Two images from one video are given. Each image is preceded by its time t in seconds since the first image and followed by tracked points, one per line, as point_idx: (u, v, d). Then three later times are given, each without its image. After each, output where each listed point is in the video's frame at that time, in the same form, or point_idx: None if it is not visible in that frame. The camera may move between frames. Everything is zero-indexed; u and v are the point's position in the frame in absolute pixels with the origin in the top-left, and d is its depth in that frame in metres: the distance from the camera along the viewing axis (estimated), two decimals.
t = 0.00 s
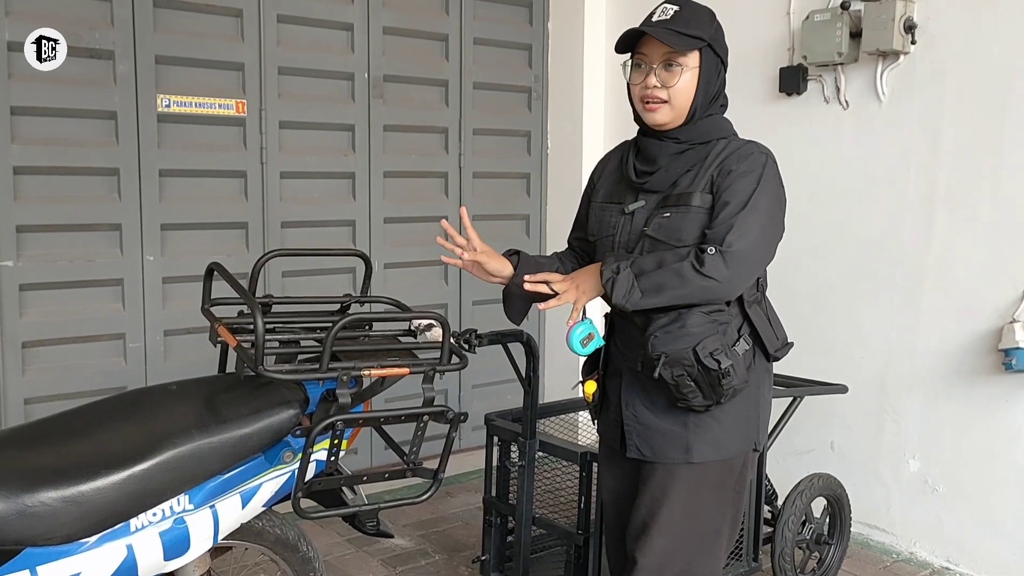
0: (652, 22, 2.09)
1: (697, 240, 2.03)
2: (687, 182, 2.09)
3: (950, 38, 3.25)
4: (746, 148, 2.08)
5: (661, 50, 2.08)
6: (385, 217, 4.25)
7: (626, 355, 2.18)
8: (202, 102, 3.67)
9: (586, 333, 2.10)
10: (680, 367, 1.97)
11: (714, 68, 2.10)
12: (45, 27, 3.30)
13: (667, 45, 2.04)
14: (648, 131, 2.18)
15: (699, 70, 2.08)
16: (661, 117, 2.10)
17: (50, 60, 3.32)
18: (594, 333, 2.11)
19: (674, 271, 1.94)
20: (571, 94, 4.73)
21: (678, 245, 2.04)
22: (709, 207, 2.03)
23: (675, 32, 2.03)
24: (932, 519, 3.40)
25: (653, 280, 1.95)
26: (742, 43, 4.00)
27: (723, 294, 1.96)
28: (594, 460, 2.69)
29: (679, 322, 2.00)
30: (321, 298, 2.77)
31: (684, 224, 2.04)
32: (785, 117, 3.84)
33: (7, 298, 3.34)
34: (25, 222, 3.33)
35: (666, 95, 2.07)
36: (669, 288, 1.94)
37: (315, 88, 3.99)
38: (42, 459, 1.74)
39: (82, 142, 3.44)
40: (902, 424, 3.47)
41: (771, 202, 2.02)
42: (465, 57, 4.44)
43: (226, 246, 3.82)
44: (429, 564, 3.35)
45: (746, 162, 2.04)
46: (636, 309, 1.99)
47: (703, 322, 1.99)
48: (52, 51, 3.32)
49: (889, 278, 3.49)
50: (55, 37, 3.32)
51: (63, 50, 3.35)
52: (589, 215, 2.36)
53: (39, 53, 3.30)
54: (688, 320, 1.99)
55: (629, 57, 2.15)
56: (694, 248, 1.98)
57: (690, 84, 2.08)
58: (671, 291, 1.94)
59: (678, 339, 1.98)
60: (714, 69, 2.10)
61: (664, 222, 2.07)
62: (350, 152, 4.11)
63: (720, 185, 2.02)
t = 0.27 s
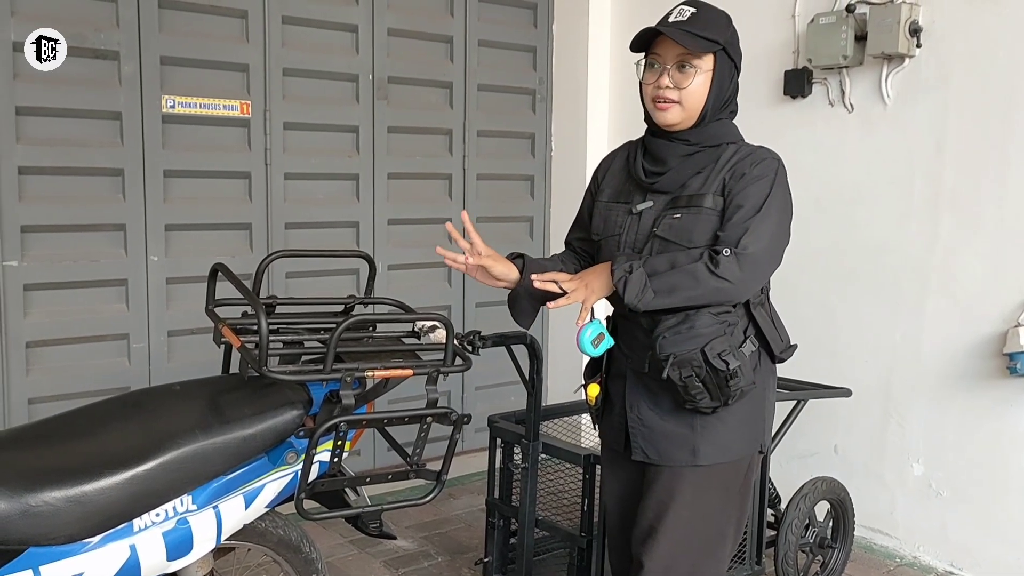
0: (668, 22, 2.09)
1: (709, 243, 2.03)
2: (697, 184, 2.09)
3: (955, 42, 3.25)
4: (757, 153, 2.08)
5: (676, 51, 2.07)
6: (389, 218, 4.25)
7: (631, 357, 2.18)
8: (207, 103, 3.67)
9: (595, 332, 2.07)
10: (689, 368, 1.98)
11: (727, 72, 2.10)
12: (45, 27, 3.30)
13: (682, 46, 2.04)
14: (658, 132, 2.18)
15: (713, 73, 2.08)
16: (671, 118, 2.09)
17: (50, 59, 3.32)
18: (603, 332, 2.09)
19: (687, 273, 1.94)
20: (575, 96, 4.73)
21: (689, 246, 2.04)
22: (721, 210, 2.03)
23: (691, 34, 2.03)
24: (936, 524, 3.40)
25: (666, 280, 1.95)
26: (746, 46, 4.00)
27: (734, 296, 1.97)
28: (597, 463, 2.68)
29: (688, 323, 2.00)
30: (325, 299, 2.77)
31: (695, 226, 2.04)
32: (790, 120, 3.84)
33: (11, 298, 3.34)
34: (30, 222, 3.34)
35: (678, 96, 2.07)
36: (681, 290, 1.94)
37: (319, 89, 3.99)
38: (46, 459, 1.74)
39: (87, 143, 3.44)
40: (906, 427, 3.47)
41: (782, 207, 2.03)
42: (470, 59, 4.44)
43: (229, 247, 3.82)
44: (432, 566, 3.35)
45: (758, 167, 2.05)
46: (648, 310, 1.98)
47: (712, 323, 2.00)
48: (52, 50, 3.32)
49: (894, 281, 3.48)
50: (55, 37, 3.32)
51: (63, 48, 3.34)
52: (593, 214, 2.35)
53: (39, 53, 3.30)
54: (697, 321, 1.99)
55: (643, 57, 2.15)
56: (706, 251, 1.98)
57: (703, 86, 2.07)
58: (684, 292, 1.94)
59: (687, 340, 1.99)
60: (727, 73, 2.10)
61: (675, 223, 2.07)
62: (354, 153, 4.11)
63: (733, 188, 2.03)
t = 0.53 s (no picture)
0: (674, 22, 2.08)
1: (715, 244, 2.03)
2: (705, 184, 2.08)
3: (960, 43, 3.24)
4: (764, 154, 2.08)
5: (681, 50, 2.07)
6: (393, 218, 4.25)
7: (635, 357, 2.17)
8: (211, 102, 3.68)
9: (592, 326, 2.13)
10: (695, 369, 1.97)
11: (733, 72, 2.09)
12: (46, 27, 3.30)
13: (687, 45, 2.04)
14: (664, 132, 2.18)
15: (719, 72, 2.07)
16: (676, 117, 2.09)
17: (50, 60, 3.32)
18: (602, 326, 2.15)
19: (692, 273, 1.95)
20: (580, 96, 4.72)
21: (696, 247, 2.04)
22: (727, 211, 2.03)
23: (697, 33, 2.03)
24: (939, 526, 3.39)
25: (670, 280, 1.96)
26: (751, 46, 4.00)
27: (740, 298, 1.97)
28: (600, 463, 2.68)
29: (693, 323, 2.00)
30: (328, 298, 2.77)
31: (701, 226, 2.03)
32: (794, 121, 3.83)
33: (16, 296, 3.34)
34: (34, 220, 3.34)
35: (683, 95, 2.07)
36: (686, 290, 1.95)
37: (323, 89, 3.99)
38: (50, 457, 1.75)
39: (91, 142, 3.45)
40: (910, 429, 3.46)
41: (788, 209, 2.02)
42: (474, 59, 4.44)
43: (233, 246, 3.83)
44: (434, 565, 3.35)
45: (765, 169, 2.04)
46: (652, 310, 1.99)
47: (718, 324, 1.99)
48: (52, 51, 3.32)
49: (898, 282, 3.48)
50: (55, 38, 3.32)
51: (60, 55, 3.34)
52: (601, 215, 2.35)
53: (38, 54, 3.29)
54: (703, 322, 2.00)
55: (649, 56, 2.15)
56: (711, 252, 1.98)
57: (709, 85, 2.07)
58: (689, 293, 1.94)
59: (693, 341, 1.98)
60: (733, 72, 2.09)
61: (681, 224, 2.06)
62: (358, 152, 4.11)
63: (741, 190, 2.02)
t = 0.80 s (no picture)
0: (676, 20, 2.08)
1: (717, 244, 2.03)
2: (706, 185, 2.08)
3: (962, 44, 3.24)
4: (763, 152, 2.08)
5: (684, 49, 2.07)
6: (396, 219, 4.25)
7: (641, 360, 2.17)
8: (214, 104, 3.68)
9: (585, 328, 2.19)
10: (700, 372, 1.97)
11: (736, 71, 2.09)
12: (46, 27, 3.30)
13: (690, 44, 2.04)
14: (667, 133, 2.18)
15: (721, 71, 2.07)
16: (679, 115, 2.09)
17: (51, 59, 3.31)
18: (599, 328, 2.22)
19: (697, 276, 1.94)
20: (582, 97, 4.72)
21: (698, 248, 2.03)
22: (729, 211, 2.03)
23: (699, 31, 2.03)
24: (943, 527, 3.38)
25: (675, 285, 1.94)
26: (753, 48, 3.99)
27: (744, 299, 1.97)
28: (603, 465, 2.67)
29: (699, 327, 1.99)
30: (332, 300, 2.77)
31: (703, 227, 2.03)
32: (797, 122, 3.83)
33: (19, 297, 3.35)
34: (37, 222, 3.35)
35: (686, 94, 2.07)
36: (691, 293, 1.94)
37: (326, 90, 3.99)
38: (53, 458, 1.75)
39: (94, 143, 3.45)
40: (913, 430, 3.45)
41: (790, 208, 2.02)
42: (477, 61, 4.44)
43: (236, 248, 3.83)
44: (436, 567, 3.35)
45: (766, 167, 2.04)
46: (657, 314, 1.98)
47: (723, 327, 1.99)
48: (52, 50, 3.31)
49: (900, 283, 3.47)
50: (56, 37, 3.32)
51: (63, 49, 3.34)
52: (606, 218, 2.35)
53: (39, 53, 3.29)
54: (708, 326, 1.99)
55: (652, 55, 2.16)
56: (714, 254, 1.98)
57: (711, 83, 2.07)
58: (694, 297, 1.93)
59: (699, 344, 1.97)
60: (735, 71, 2.09)
61: (683, 225, 2.06)
62: (361, 154, 4.11)
63: (742, 189, 2.02)
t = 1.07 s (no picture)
0: (676, 26, 2.09)
1: (722, 249, 2.03)
2: (707, 188, 2.08)
3: (963, 47, 3.24)
4: (764, 155, 2.08)
5: (684, 54, 2.08)
6: (396, 222, 4.25)
7: (643, 364, 2.17)
8: (215, 106, 3.69)
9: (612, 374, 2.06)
10: (704, 375, 1.97)
11: (735, 76, 2.10)
12: (46, 27, 3.30)
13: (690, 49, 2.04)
14: (667, 138, 2.18)
15: (721, 76, 2.08)
16: (679, 120, 2.09)
17: (50, 59, 3.31)
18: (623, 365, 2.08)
19: (708, 289, 1.92)
20: (583, 100, 4.73)
21: (702, 252, 2.04)
22: (732, 214, 2.03)
23: (699, 36, 2.03)
24: (943, 530, 3.38)
25: (688, 301, 1.92)
26: (754, 51, 4.00)
27: (755, 303, 1.97)
28: (603, 467, 2.67)
29: (703, 330, 1.99)
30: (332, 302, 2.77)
31: (707, 230, 2.03)
32: (797, 125, 3.83)
33: (19, 299, 3.35)
34: (38, 223, 3.35)
35: (686, 99, 2.07)
36: (705, 306, 1.92)
37: (327, 92, 4.00)
38: (53, 459, 1.75)
39: (95, 145, 3.45)
40: (913, 433, 3.45)
41: (794, 211, 2.02)
42: (477, 63, 4.45)
43: (237, 250, 3.83)
44: (436, 569, 3.35)
45: (768, 170, 2.04)
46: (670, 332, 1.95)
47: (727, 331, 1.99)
48: (52, 50, 3.32)
49: (901, 286, 3.47)
50: (55, 37, 3.32)
51: (63, 50, 3.34)
52: (607, 223, 2.35)
53: (38, 53, 3.29)
54: (713, 329, 1.99)
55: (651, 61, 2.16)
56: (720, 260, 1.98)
57: (711, 88, 2.07)
58: (704, 309, 1.92)
59: (703, 347, 1.98)
60: (735, 76, 2.10)
61: (687, 229, 2.07)
62: (361, 156, 4.12)
63: (745, 193, 2.02)
